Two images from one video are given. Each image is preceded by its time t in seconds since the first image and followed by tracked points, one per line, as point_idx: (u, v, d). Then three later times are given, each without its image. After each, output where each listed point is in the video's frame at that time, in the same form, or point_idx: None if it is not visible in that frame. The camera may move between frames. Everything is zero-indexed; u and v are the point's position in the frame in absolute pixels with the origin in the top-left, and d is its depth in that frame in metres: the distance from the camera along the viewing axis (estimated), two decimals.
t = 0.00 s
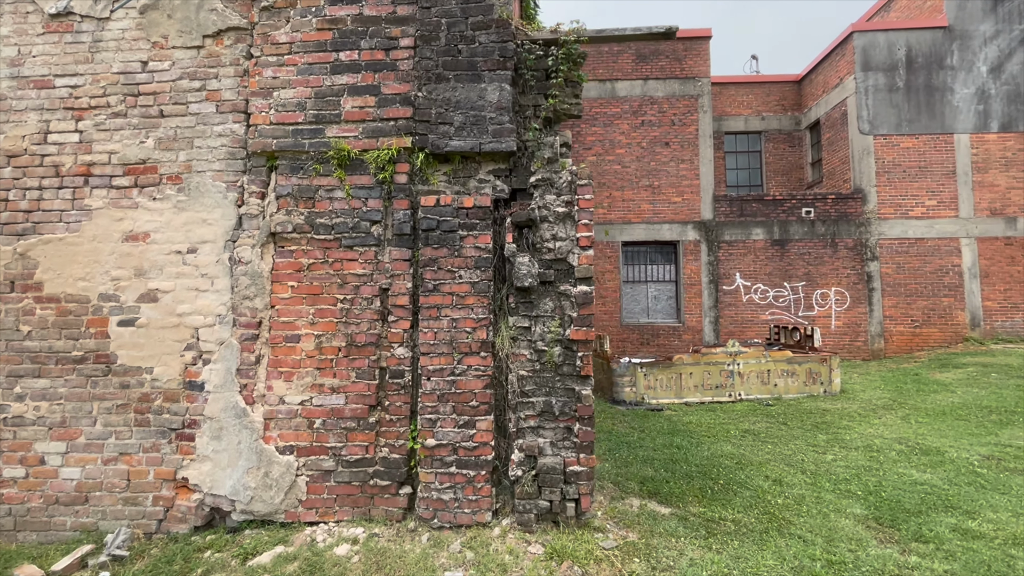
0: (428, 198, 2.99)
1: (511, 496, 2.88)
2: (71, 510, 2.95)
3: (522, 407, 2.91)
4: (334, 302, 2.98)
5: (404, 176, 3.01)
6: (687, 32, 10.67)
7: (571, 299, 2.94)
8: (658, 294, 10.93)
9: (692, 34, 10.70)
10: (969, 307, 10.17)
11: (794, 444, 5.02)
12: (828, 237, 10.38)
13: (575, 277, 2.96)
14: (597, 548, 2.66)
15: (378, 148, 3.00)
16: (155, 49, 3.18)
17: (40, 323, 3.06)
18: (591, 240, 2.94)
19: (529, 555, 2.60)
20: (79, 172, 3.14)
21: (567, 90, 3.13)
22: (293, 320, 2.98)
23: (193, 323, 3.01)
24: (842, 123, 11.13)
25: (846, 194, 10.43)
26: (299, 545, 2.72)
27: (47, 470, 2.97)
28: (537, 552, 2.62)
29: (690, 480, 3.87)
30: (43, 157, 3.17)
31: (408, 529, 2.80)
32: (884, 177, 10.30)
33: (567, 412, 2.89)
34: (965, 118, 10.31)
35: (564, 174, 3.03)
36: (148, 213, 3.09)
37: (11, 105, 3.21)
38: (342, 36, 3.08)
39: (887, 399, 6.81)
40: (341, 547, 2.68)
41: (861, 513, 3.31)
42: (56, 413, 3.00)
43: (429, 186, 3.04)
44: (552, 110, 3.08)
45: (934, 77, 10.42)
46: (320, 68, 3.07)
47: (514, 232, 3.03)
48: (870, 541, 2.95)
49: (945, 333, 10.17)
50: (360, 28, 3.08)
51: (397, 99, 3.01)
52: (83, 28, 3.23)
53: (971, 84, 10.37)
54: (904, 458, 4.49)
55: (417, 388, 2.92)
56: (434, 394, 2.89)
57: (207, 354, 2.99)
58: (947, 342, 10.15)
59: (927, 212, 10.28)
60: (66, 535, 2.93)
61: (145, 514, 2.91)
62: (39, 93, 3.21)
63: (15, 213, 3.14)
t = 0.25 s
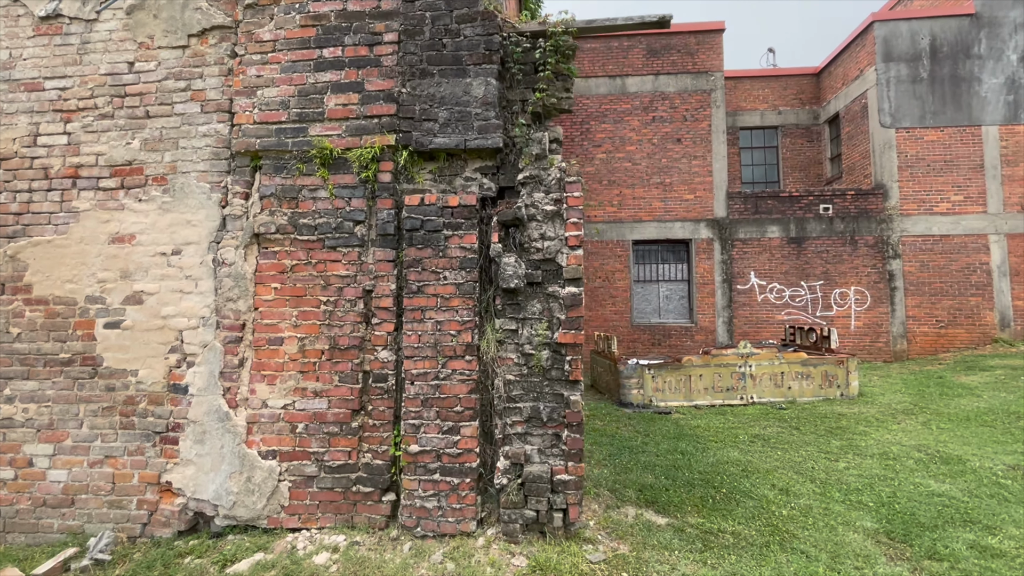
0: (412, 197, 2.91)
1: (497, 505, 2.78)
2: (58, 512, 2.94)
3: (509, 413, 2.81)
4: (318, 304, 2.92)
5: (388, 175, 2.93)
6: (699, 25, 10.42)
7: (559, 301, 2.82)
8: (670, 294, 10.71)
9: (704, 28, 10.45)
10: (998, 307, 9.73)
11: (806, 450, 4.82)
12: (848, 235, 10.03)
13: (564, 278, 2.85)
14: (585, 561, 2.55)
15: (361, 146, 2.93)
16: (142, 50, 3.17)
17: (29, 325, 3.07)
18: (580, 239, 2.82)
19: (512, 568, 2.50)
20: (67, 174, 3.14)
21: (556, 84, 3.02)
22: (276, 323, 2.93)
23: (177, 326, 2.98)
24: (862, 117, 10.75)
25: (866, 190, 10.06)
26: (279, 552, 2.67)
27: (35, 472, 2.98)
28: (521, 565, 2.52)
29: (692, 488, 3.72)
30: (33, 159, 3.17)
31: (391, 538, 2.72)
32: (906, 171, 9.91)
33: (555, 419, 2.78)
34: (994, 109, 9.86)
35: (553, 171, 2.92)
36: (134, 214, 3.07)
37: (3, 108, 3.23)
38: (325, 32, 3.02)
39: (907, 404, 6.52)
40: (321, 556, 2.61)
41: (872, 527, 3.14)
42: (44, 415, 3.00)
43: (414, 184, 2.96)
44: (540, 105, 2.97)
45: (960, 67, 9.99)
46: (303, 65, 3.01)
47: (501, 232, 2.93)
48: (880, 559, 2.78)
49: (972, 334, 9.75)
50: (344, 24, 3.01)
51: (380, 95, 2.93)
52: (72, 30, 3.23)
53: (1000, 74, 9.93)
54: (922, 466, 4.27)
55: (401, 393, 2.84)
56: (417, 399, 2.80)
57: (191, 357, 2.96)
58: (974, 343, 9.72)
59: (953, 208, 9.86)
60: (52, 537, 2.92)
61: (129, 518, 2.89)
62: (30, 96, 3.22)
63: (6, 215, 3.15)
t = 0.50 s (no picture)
0: (398, 191, 2.85)
1: (484, 507, 2.70)
2: (49, 508, 2.95)
3: (497, 412, 2.73)
4: (303, 300, 2.88)
5: (374, 169, 2.87)
6: (711, 18, 10.20)
7: (548, 296, 2.74)
8: (681, 292, 10.51)
9: (716, 20, 10.22)
10: None
11: (817, 453, 4.64)
12: (866, 231, 9.71)
13: (553, 273, 2.76)
14: (572, 566, 2.45)
15: (346, 140, 2.88)
16: (132, 46, 3.16)
17: (23, 322, 3.09)
18: (569, 232, 2.73)
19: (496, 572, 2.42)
20: (60, 172, 3.16)
21: (546, 73, 2.92)
22: (262, 319, 2.90)
23: (165, 322, 2.96)
24: (881, 109, 10.41)
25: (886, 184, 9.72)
26: (262, 552, 2.63)
27: (28, 468, 2.99)
28: (505, 569, 2.44)
29: (692, 491, 3.59)
30: (27, 157, 3.20)
31: (375, 539, 2.66)
32: (928, 164, 9.55)
33: (544, 418, 2.70)
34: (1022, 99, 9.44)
35: (541, 162, 2.83)
36: (123, 211, 3.07)
37: None
38: (311, 25, 2.97)
39: (927, 405, 6.26)
40: (303, 556, 2.57)
41: (881, 536, 2.98)
42: (36, 411, 3.02)
43: (401, 178, 2.90)
44: (529, 95, 2.88)
45: (985, 55, 9.59)
46: (289, 58, 2.97)
47: (488, 226, 2.85)
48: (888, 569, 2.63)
49: (999, 333, 9.36)
50: (330, 15, 2.96)
51: (365, 88, 2.87)
52: (65, 28, 3.24)
53: None
54: (940, 471, 4.07)
55: (387, 391, 2.78)
56: (403, 397, 2.74)
57: (179, 354, 2.94)
58: (1001, 343, 9.33)
59: (978, 202, 9.47)
60: (45, 533, 2.94)
61: (118, 514, 2.89)
62: (24, 94, 3.24)
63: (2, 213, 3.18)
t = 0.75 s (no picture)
0: (383, 191, 2.79)
1: (469, 516, 2.62)
2: (43, 509, 2.98)
3: (483, 419, 2.64)
4: (288, 303, 2.84)
5: (358, 169, 2.81)
6: (725, 10, 9.94)
7: (535, 299, 2.64)
8: (696, 292, 10.27)
9: (731, 13, 9.95)
10: None
11: (830, 461, 4.43)
12: (890, 228, 9.34)
13: (541, 275, 2.66)
14: None
15: (331, 139, 2.83)
16: (124, 50, 3.17)
17: (19, 324, 3.13)
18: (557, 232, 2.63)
19: None
20: (55, 176, 3.18)
21: (534, 67, 2.83)
22: (248, 322, 2.86)
23: (154, 325, 2.96)
24: (906, 101, 10.01)
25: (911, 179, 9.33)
26: (244, 559, 2.59)
27: (23, 469, 3.02)
28: None
29: (694, 501, 3.45)
30: (24, 162, 3.23)
31: (358, 547, 2.61)
32: (957, 158, 9.12)
33: (531, 426, 2.60)
34: None
35: (528, 160, 2.73)
36: (114, 214, 3.07)
37: None
38: (297, 24, 2.93)
39: (953, 411, 5.95)
40: (284, 564, 2.52)
41: (893, 553, 2.81)
42: (31, 413, 3.05)
43: (386, 178, 2.83)
44: (517, 91, 2.79)
45: (1018, 42, 9.13)
46: (275, 58, 2.94)
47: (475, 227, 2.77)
48: None
49: None
50: (315, 14, 2.91)
51: (350, 86, 2.82)
52: (60, 34, 3.27)
53: None
54: (962, 483, 3.84)
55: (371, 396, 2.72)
56: (387, 403, 2.68)
57: (167, 357, 2.93)
58: None
59: (1011, 196, 9.01)
60: (38, 534, 2.96)
61: (108, 517, 2.89)
62: (22, 100, 3.28)
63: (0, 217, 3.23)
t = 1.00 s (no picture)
0: (374, 191, 2.75)
1: (459, 523, 2.57)
2: (43, 509, 3.01)
3: (474, 423, 2.58)
4: (280, 305, 2.82)
5: (349, 169, 2.78)
6: (739, 4, 9.72)
7: (527, 300, 2.58)
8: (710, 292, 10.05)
9: (745, 6, 9.72)
10: None
11: (844, 467, 4.26)
12: (913, 225, 9.01)
13: (532, 276, 2.59)
14: None
15: (321, 139, 2.80)
16: (121, 53, 3.19)
17: (22, 325, 3.17)
18: (549, 232, 2.56)
19: None
20: (56, 179, 3.22)
21: (527, 62, 2.76)
22: (241, 324, 2.85)
23: (149, 327, 2.97)
24: (930, 93, 9.66)
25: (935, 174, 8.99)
26: (234, 562, 2.58)
27: (24, 469, 3.07)
28: None
29: (697, 508, 3.34)
30: (26, 165, 3.28)
31: (347, 552, 2.57)
32: (984, 151, 8.75)
33: (522, 430, 2.53)
34: None
35: (520, 158, 2.67)
36: (112, 216, 3.10)
37: (3, 117, 3.36)
38: (289, 23, 2.91)
39: (979, 416, 5.69)
40: (272, 568, 2.49)
41: (906, 568, 2.67)
42: (32, 414, 3.09)
43: (377, 178, 2.79)
44: (508, 87, 2.72)
45: None
46: (267, 59, 2.92)
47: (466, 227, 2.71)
48: None
49: None
50: (307, 13, 2.89)
51: (341, 85, 2.78)
52: (62, 38, 3.31)
53: None
54: (984, 492, 3.65)
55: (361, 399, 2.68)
56: (377, 406, 2.63)
57: (162, 358, 2.94)
58: None
59: None
60: (39, 533, 2.99)
61: (105, 518, 2.91)
62: (25, 104, 3.33)
63: (4, 220, 3.28)
